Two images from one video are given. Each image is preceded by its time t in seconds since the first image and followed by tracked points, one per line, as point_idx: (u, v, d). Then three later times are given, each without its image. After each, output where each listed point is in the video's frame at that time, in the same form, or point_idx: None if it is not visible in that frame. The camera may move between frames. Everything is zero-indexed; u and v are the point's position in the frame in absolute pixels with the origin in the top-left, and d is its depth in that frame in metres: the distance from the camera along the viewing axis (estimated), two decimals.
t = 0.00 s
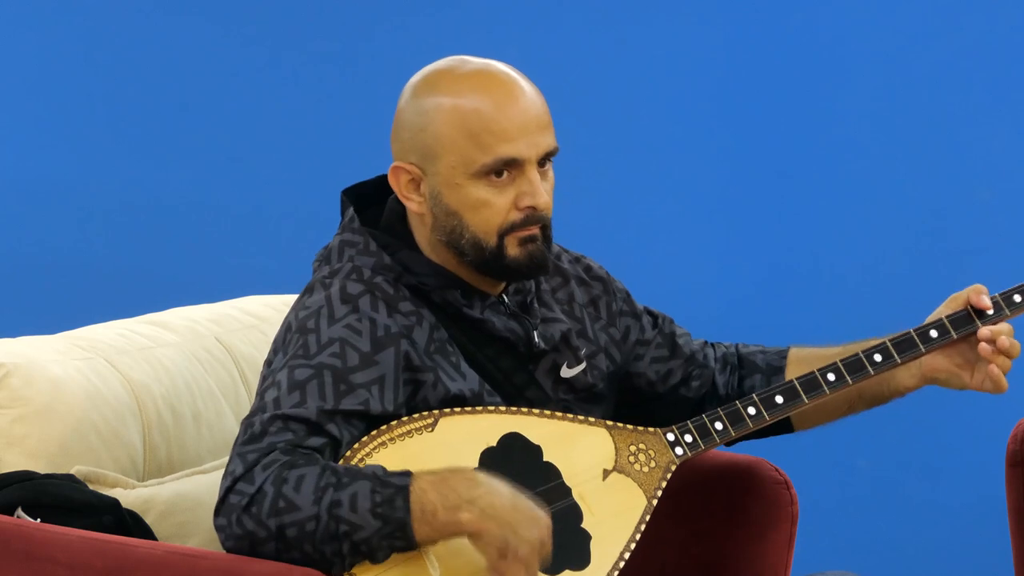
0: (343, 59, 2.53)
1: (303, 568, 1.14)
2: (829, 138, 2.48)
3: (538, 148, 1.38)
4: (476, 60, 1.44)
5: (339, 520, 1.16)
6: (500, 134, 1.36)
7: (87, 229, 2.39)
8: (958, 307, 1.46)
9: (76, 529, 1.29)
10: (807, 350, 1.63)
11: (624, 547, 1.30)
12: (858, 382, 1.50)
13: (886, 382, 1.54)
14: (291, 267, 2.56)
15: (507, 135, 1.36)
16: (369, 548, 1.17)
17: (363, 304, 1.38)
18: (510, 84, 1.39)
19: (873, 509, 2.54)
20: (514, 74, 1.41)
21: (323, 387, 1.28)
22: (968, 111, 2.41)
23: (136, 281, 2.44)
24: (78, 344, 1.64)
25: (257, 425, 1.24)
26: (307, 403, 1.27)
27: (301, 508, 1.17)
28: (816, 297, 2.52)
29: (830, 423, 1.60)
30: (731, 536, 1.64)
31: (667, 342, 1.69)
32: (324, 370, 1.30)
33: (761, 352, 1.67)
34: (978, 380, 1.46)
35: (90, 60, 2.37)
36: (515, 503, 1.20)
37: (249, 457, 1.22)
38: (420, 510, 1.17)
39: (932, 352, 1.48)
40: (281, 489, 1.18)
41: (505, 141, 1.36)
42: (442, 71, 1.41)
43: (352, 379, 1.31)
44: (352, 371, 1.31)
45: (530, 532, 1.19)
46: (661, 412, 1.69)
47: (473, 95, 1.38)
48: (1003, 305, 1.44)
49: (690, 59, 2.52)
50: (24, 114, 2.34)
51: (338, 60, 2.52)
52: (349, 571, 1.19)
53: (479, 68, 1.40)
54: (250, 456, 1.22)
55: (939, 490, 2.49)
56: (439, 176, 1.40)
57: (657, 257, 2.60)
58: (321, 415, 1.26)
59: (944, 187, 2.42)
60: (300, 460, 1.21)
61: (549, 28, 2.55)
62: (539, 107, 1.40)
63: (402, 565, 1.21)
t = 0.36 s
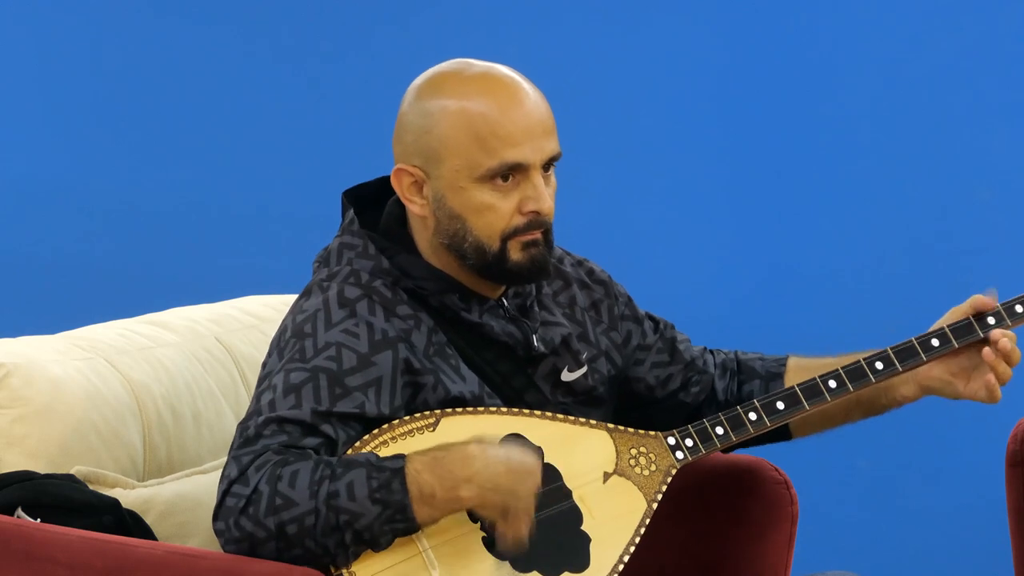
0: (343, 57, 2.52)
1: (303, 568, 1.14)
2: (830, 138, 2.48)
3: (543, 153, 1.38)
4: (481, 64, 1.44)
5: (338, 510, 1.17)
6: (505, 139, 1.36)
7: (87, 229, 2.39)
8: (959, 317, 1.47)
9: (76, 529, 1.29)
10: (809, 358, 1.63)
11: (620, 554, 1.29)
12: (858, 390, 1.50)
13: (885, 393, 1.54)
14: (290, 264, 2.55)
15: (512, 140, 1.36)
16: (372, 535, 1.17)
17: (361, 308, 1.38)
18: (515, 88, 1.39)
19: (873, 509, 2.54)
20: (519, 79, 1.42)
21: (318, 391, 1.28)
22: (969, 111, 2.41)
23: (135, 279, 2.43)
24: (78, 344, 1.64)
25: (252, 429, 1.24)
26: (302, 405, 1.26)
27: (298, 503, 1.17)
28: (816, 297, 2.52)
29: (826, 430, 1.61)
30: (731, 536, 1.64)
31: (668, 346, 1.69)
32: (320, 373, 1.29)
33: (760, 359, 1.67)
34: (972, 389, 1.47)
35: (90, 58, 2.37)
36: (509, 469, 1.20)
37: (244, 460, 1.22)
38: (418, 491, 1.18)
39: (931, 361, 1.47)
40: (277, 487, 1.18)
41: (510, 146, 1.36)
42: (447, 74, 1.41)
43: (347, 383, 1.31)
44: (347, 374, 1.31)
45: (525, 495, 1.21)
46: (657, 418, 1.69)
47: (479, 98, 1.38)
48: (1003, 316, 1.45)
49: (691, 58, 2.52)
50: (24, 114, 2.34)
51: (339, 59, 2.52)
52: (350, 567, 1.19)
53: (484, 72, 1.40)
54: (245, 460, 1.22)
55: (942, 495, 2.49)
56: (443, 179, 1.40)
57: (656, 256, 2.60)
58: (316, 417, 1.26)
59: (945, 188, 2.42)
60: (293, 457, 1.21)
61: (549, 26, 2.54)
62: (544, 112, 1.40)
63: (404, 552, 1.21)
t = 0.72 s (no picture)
0: (342, 56, 2.52)
1: (303, 568, 1.14)
2: (830, 137, 2.48)
3: (550, 155, 1.38)
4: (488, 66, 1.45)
5: (339, 511, 1.17)
6: (513, 141, 1.36)
7: (87, 229, 2.39)
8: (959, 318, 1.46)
9: (76, 529, 1.29)
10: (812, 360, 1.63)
11: (621, 554, 1.30)
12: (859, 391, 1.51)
13: (888, 395, 1.54)
14: (291, 264, 2.55)
15: (520, 142, 1.36)
16: (372, 536, 1.18)
17: (364, 308, 1.38)
18: (523, 90, 1.39)
19: (872, 509, 2.55)
20: (526, 81, 1.42)
21: (321, 391, 1.28)
22: (968, 111, 2.41)
23: (136, 277, 2.43)
24: (78, 344, 1.64)
25: (255, 429, 1.25)
26: (305, 405, 1.26)
27: (299, 504, 1.17)
28: (817, 297, 2.52)
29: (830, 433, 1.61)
30: (731, 536, 1.64)
31: (671, 349, 1.69)
32: (323, 372, 1.29)
33: (764, 362, 1.68)
34: (974, 393, 1.46)
35: (91, 57, 2.37)
36: (510, 472, 1.22)
37: (245, 461, 1.22)
38: (419, 491, 1.18)
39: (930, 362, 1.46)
40: (278, 487, 1.18)
41: (518, 148, 1.36)
42: (455, 76, 1.41)
43: (350, 383, 1.30)
44: (350, 374, 1.31)
45: (527, 503, 1.22)
46: (660, 419, 1.69)
47: (486, 100, 1.38)
48: (1003, 316, 1.43)
49: (691, 58, 2.52)
50: (23, 114, 2.34)
51: (339, 59, 2.52)
52: (352, 567, 1.19)
53: (492, 74, 1.40)
54: (247, 459, 1.23)
55: (943, 496, 2.49)
56: (449, 181, 1.40)
57: (656, 256, 2.60)
58: (318, 417, 1.26)
59: (943, 187, 2.42)
60: (294, 457, 1.21)
61: (549, 26, 2.54)
62: (551, 114, 1.40)
63: (405, 553, 1.21)
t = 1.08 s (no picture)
0: (342, 57, 2.53)
1: (303, 568, 1.14)
2: (829, 138, 2.48)
3: (547, 156, 1.38)
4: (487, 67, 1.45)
5: (342, 505, 1.17)
6: (510, 141, 1.36)
7: (87, 229, 2.39)
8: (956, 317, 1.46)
9: (76, 529, 1.29)
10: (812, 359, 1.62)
11: (621, 554, 1.29)
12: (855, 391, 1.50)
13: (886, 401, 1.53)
14: (291, 264, 2.55)
15: (516, 142, 1.36)
16: (374, 530, 1.18)
17: (364, 307, 1.38)
18: (520, 90, 1.39)
19: (873, 510, 2.54)
20: (524, 81, 1.42)
21: (321, 389, 1.28)
22: (968, 111, 2.40)
23: (136, 278, 2.43)
24: (78, 344, 1.64)
25: (256, 426, 1.24)
26: (305, 404, 1.26)
27: (302, 499, 1.17)
28: (817, 298, 2.52)
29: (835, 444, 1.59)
30: (732, 536, 1.64)
31: (672, 353, 1.69)
32: (323, 371, 1.29)
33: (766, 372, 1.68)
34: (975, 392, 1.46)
35: (91, 58, 2.37)
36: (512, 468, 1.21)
37: (246, 457, 1.22)
38: (422, 486, 1.18)
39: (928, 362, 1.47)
40: (281, 483, 1.18)
41: (514, 148, 1.36)
42: (452, 77, 1.42)
43: (350, 381, 1.30)
44: (350, 373, 1.31)
45: (528, 503, 1.21)
46: (661, 421, 1.69)
47: (483, 101, 1.38)
48: (1000, 315, 1.44)
49: (691, 58, 2.52)
50: (23, 114, 2.33)
51: (339, 59, 2.52)
52: (354, 565, 1.19)
53: (490, 75, 1.40)
54: (248, 456, 1.22)
55: (943, 496, 2.49)
56: (447, 182, 1.40)
57: (656, 255, 2.60)
58: (318, 416, 1.26)
59: (943, 187, 2.42)
60: (296, 454, 1.21)
61: (549, 26, 2.54)
62: (549, 115, 1.40)
63: (406, 552, 1.21)
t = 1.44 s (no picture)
0: (342, 57, 2.53)
1: (302, 568, 1.13)
2: (829, 138, 2.48)
3: (564, 169, 1.38)
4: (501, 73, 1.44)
5: (335, 515, 1.16)
6: (529, 155, 1.36)
7: (87, 229, 2.39)
8: (965, 316, 1.47)
9: (77, 529, 1.29)
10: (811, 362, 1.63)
11: (621, 556, 1.29)
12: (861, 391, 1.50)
13: (889, 395, 1.54)
14: (291, 264, 2.55)
15: (535, 156, 1.36)
16: (368, 539, 1.17)
17: (365, 307, 1.38)
18: (538, 102, 1.38)
19: (873, 510, 2.54)
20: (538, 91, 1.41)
21: (321, 391, 1.28)
22: (968, 111, 2.40)
23: (136, 277, 2.43)
24: (78, 344, 1.64)
25: (255, 429, 1.24)
26: (305, 405, 1.26)
27: (297, 507, 1.17)
28: (817, 298, 2.52)
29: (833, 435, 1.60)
30: (731, 536, 1.64)
31: (672, 351, 1.69)
32: (323, 373, 1.29)
33: (763, 366, 1.68)
34: (985, 393, 1.47)
35: (90, 57, 2.37)
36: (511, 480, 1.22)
37: (245, 461, 1.22)
38: (415, 496, 1.17)
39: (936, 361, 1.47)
40: (277, 489, 1.18)
41: (533, 162, 1.36)
42: (469, 85, 1.40)
43: (351, 382, 1.30)
44: (351, 374, 1.31)
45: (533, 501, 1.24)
46: (664, 420, 1.69)
47: (503, 112, 1.37)
48: (1010, 315, 1.44)
49: (691, 58, 2.52)
50: (23, 113, 2.33)
51: (339, 59, 2.52)
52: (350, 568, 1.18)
53: (507, 85, 1.40)
54: (247, 460, 1.22)
55: (944, 496, 2.49)
56: (463, 193, 1.39)
57: (656, 255, 2.61)
58: (318, 417, 1.26)
59: (944, 187, 2.42)
60: (293, 459, 1.21)
61: (549, 26, 2.54)
62: (564, 126, 1.40)
63: (404, 552, 1.21)
